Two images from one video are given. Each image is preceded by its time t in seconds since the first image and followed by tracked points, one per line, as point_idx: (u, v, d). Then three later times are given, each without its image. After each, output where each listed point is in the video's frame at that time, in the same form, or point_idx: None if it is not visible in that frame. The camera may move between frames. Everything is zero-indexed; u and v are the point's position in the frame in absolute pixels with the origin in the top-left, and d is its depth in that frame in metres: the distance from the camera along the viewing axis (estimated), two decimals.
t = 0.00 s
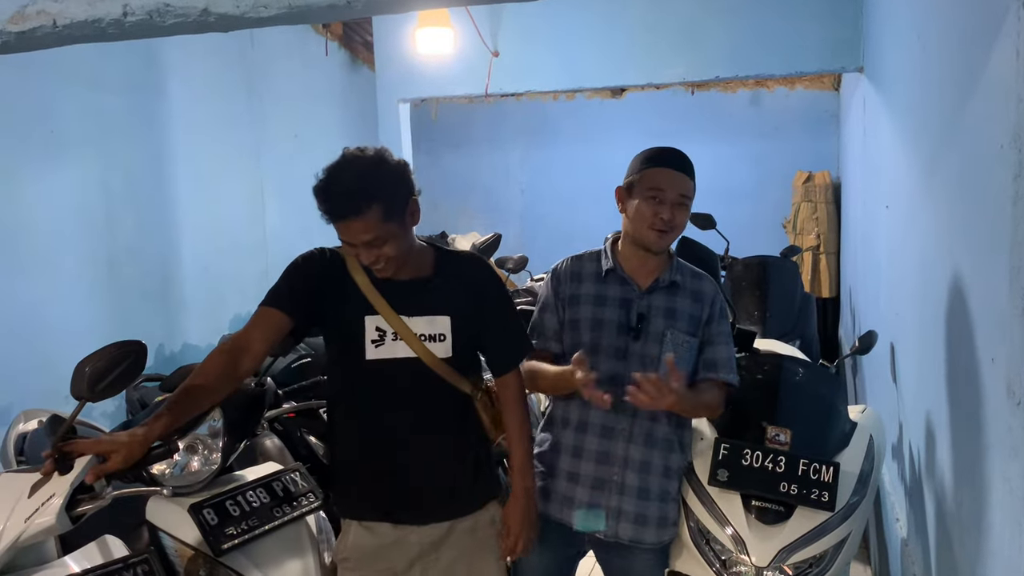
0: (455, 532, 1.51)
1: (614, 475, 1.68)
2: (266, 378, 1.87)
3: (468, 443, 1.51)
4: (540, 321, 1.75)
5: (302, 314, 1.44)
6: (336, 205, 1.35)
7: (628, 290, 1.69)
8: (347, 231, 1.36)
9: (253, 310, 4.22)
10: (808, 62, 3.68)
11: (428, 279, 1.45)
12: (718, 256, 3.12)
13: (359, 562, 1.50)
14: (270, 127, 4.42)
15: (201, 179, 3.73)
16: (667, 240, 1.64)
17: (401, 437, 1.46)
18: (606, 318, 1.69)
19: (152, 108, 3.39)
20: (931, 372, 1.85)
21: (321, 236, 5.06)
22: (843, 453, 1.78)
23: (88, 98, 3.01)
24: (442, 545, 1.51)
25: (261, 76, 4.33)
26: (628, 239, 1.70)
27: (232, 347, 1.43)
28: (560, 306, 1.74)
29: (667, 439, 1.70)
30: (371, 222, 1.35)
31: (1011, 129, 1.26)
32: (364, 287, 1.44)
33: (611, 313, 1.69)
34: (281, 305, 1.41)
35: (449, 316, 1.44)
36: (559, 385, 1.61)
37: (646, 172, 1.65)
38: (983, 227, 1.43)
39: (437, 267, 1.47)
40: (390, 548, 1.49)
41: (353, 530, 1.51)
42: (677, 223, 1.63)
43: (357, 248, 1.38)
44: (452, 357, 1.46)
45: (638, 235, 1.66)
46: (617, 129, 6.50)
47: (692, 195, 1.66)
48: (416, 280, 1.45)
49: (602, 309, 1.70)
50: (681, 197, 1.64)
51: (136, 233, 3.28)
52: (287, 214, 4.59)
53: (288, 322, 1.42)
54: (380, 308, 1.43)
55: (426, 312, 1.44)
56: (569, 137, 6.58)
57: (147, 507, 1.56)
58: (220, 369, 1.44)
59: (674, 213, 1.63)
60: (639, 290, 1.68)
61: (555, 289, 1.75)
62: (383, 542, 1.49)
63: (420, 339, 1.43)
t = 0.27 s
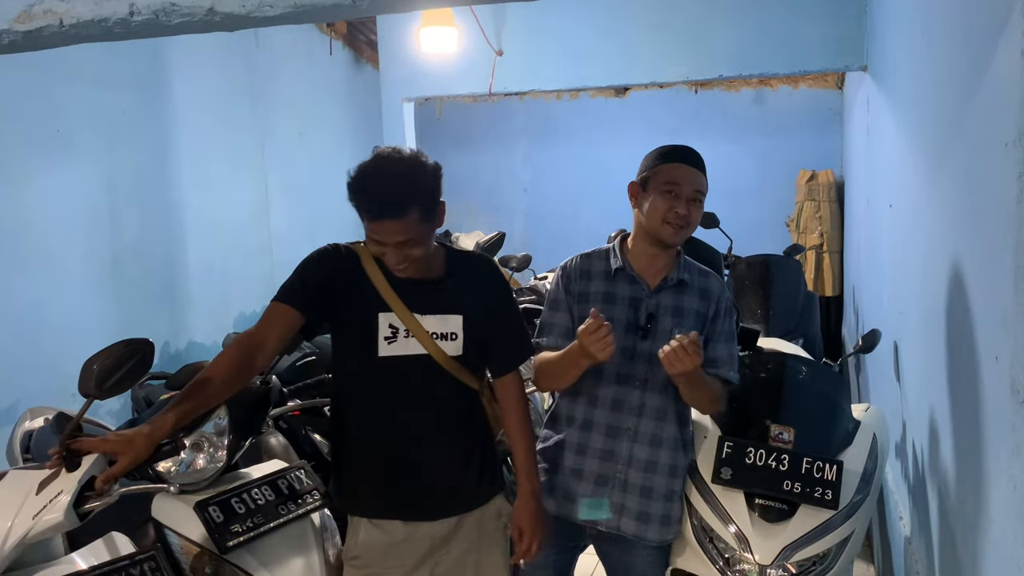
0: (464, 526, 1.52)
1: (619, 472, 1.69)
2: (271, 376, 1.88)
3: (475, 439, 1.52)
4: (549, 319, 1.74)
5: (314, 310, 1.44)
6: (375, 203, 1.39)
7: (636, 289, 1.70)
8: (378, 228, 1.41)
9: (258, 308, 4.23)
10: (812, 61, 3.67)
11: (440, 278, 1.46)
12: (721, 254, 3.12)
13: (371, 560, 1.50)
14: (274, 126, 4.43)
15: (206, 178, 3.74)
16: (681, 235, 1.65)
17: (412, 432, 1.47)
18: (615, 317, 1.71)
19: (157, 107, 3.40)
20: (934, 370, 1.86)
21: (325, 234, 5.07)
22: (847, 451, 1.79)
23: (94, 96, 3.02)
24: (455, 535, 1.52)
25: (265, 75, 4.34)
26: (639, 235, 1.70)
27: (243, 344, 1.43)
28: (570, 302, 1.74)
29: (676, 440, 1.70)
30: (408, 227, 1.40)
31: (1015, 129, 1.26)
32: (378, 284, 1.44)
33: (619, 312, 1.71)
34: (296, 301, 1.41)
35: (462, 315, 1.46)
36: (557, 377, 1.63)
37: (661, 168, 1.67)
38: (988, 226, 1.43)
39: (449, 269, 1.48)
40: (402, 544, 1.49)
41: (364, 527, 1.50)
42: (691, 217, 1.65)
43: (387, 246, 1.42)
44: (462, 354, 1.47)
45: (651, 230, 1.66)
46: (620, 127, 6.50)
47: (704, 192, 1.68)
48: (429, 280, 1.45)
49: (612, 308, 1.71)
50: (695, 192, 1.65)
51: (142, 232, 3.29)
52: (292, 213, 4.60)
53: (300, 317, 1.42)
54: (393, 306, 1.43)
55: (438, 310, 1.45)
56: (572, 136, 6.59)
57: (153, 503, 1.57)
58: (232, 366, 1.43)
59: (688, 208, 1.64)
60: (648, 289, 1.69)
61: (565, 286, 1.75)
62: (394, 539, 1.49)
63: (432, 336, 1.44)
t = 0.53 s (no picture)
0: (467, 527, 1.53)
1: (623, 474, 1.69)
2: (272, 375, 1.88)
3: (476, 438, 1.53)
4: (552, 320, 1.73)
5: (314, 309, 1.43)
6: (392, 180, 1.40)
7: (640, 289, 1.70)
8: (388, 207, 1.39)
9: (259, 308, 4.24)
10: (814, 60, 3.67)
11: (439, 276, 1.48)
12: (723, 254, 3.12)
13: (374, 565, 1.50)
14: (275, 124, 4.43)
15: (207, 177, 3.75)
16: (682, 232, 1.65)
17: (413, 432, 1.47)
18: (618, 318, 1.71)
19: (159, 107, 3.40)
20: (936, 370, 1.85)
21: (326, 233, 5.07)
22: (849, 451, 1.78)
23: (96, 96, 3.02)
24: (457, 540, 1.53)
25: (266, 75, 4.34)
26: (642, 236, 1.71)
27: (243, 343, 1.43)
28: (572, 304, 1.74)
29: (677, 440, 1.70)
30: (422, 205, 1.41)
31: (1017, 128, 1.26)
32: (380, 283, 1.45)
33: (623, 313, 1.71)
34: (296, 301, 1.41)
35: (461, 312, 1.48)
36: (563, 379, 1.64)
37: (660, 166, 1.67)
38: (990, 228, 1.43)
39: (448, 268, 1.50)
40: (405, 548, 1.49)
41: (365, 535, 1.49)
42: (692, 215, 1.64)
43: (395, 225, 1.40)
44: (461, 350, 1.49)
45: (651, 227, 1.66)
46: (621, 127, 6.49)
47: (705, 190, 1.68)
48: (429, 278, 1.47)
49: (615, 308, 1.71)
50: (694, 190, 1.65)
51: (144, 231, 3.29)
52: (293, 212, 4.60)
53: (300, 316, 1.42)
54: (393, 303, 1.44)
55: (439, 307, 1.46)
56: (574, 135, 6.58)
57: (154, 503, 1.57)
58: (231, 366, 1.43)
59: (688, 205, 1.64)
60: (652, 290, 1.69)
61: (568, 287, 1.75)
62: (395, 544, 1.49)
63: (431, 332, 1.45)
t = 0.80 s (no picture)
0: (466, 527, 1.54)
1: (622, 474, 1.69)
2: (272, 376, 1.88)
3: (474, 438, 1.54)
4: (553, 320, 1.74)
5: (311, 310, 1.43)
6: (388, 156, 1.45)
7: (641, 290, 1.70)
8: (384, 180, 1.44)
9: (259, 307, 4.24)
10: (815, 59, 3.66)
11: (439, 272, 1.50)
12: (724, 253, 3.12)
13: (373, 565, 1.49)
14: (275, 124, 4.43)
15: (207, 177, 3.75)
16: (682, 234, 1.64)
17: (412, 433, 1.46)
18: (619, 319, 1.71)
19: (159, 107, 3.40)
20: (936, 370, 1.85)
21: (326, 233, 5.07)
22: (849, 451, 1.78)
23: (96, 96, 3.03)
24: (455, 541, 1.53)
25: (266, 75, 4.33)
26: (643, 238, 1.71)
27: (243, 342, 1.42)
28: (573, 304, 1.75)
29: (673, 442, 1.70)
30: (415, 180, 1.44)
31: (1017, 127, 1.26)
32: (377, 283, 1.46)
33: (624, 313, 1.70)
34: (293, 302, 1.40)
35: (459, 310, 1.49)
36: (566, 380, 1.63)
37: (660, 168, 1.66)
38: (990, 226, 1.43)
39: (445, 264, 1.53)
40: (405, 549, 1.49)
41: (364, 536, 1.49)
42: (692, 217, 1.64)
43: (389, 200, 1.44)
44: (459, 348, 1.49)
45: (651, 229, 1.66)
46: (622, 126, 6.49)
47: (706, 191, 1.67)
48: (429, 276, 1.48)
49: (616, 309, 1.71)
50: (696, 192, 1.64)
51: (144, 231, 3.29)
52: (294, 212, 4.60)
53: (296, 318, 1.41)
54: (391, 302, 1.44)
55: (437, 305, 1.47)
56: (574, 135, 6.58)
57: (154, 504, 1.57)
58: (232, 364, 1.42)
59: (689, 207, 1.63)
60: (653, 291, 1.69)
61: (569, 287, 1.75)
62: (394, 544, 1.49)
63: (430, 330, 1.45)
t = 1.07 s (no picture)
0: (467, 528, 1.53)
1: (620, 473, 1.68)
2: (273, 376, 1.88)
3: (475, 440, 1.53)
4: (554, 314, 1.72)
5: (309, 312, 1.43)
6: (388, 142, 1.49)
7: (641, 287, 1.70)
8: (383, 164, 1.48)
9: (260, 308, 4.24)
10: (815, 58, 3.66)
11: (439, 270, 1.51)
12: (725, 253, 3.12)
13: (375, 566, 1.49)
14: (276, 124, 4.42)
15: (208, 177, 3.75)
16: (670, 218, 1.65)
17: (412, 434, 1.46)
18: (617, 315, 1.70)
19: (159, 108, 3.40)
20: (938, 369, 1.85)
21: (327, 233, 5.06)
22: (851, 450, 1.78)
23: (97, 97, 3.03)
24: (456, 542, 1.53)
25: (267, 75, 4.33)
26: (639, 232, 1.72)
27: (243, 344, 1.42)
28: (574, 300, 1.74)
29: (669, 438, 1.70)
30: (414, 163, 1.48)
31: (1019, 126, 1.26)
32: (375, 285, 1.45)
33: (623, 310, 1.70)
34: (289, 302, 1.40)
35: (459, 309, 1.49)
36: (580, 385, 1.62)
37: (647, 160, 1.70)
38: (992, 225, 1.42)
39: (446, 264, 1.53)
40: (405, 550, 1.49)
41: (365, 537, 1.49)
42: (678, 200, 1.65)
43: (390, 182, 1.47)
44: (459, 349, 1.48)
45: (641, 218, 1.68)
46: (622, 126, 6.49)
47: (693, 177, 1.68)
48: (429, 276, 1.48)
49: (614, 305, 1.71)
50: (679, 176, 1.66)
51: (144, 232, 3.29)
52: (294, 212, 4.59)
53: (295, 322, 1.41)
54: (391, 303, 1.44)
55: (436, 305, 1.47)
56: (574, 134, 6.58)
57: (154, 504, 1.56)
58: (232, 365, 1.42)
59: (674, 190, 1.65)
60: (653, 287, 1.68)
61: (571, 281, 1.75)
62: (397, 545, 1.49)
63: (429, 330, 1.45)
